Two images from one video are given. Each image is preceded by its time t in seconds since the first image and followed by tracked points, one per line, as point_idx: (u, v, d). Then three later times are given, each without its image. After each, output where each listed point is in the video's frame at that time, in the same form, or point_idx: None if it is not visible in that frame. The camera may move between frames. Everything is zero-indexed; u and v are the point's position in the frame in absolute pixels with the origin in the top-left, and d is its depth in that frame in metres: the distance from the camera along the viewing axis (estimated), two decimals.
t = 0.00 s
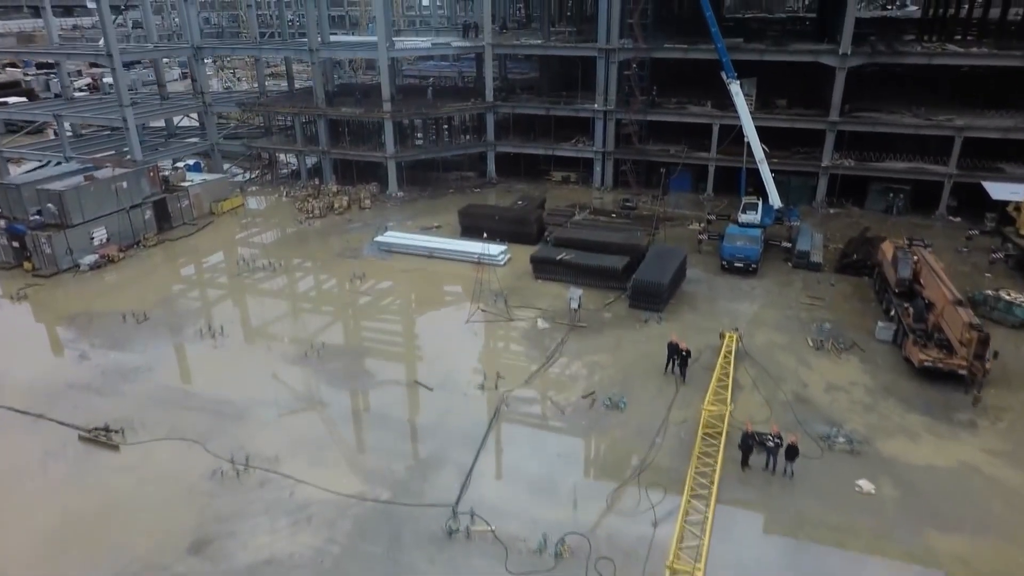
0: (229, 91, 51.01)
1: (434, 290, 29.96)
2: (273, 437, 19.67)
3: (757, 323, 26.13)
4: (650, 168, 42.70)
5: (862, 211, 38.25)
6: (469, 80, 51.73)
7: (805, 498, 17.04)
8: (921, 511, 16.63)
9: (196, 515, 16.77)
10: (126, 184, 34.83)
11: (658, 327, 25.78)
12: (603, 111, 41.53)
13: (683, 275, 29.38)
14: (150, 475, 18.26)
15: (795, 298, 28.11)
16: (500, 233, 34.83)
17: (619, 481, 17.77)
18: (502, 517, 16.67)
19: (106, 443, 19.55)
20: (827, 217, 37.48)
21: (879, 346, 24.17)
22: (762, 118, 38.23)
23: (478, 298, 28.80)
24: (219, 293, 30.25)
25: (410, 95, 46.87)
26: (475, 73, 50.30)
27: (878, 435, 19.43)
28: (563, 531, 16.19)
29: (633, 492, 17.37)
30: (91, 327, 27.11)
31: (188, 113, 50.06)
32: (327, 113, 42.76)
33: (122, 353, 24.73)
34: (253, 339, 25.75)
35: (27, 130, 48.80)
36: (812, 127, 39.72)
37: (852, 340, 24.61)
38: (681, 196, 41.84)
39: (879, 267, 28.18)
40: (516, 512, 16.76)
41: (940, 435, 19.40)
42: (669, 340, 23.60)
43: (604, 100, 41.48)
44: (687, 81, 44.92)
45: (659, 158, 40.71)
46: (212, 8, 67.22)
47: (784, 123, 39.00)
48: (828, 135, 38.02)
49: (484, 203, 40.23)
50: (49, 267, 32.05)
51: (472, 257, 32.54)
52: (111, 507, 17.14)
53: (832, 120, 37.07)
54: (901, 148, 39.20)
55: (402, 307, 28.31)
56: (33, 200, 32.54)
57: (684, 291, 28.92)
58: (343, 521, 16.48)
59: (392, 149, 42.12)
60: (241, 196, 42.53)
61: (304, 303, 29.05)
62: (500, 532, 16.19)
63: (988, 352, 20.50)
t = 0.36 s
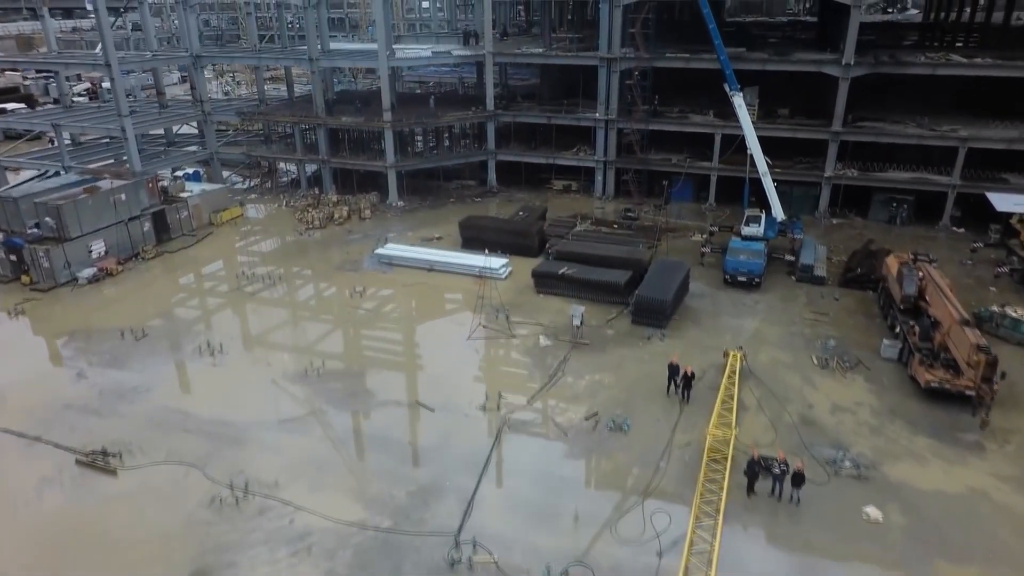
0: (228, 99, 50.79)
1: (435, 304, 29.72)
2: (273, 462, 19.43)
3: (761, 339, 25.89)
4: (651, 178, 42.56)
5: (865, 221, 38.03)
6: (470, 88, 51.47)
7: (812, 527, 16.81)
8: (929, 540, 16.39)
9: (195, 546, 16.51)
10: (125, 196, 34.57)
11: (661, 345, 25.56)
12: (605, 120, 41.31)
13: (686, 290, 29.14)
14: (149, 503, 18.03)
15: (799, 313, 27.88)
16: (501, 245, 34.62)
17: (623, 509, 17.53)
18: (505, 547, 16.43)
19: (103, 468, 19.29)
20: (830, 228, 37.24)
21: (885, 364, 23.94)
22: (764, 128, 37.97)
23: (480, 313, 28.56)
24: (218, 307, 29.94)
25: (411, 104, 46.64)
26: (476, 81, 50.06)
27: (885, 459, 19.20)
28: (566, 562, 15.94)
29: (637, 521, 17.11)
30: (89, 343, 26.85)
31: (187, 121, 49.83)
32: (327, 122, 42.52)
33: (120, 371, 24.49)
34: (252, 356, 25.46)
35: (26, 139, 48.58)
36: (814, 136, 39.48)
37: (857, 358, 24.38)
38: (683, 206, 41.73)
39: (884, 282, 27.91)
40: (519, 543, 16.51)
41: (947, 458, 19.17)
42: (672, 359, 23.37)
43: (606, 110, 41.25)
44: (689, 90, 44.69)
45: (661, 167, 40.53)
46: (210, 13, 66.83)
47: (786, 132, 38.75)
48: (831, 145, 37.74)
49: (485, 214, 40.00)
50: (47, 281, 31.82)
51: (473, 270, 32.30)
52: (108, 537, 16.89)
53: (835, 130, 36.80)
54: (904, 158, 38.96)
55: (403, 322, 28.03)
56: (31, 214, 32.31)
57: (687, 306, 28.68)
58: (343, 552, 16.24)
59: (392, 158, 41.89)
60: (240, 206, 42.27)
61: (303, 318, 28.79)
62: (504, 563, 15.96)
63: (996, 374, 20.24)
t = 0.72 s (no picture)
0: (227, 107, 50.58)
1: (435, 318, 29.50)
2: (272, 486, 19.23)
3: (764, 356, 25.67)
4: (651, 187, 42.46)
5: (867, 231, 37.83)
6: (470, 95, 51.21)
7: (818, 555, 16.62)
8: (936, 569, 16.21)
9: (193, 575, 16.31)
10: (123, 208, 34.32)
11: (663, 361, 25.35)
12: (605, 130, 41.11)
13: (688, 304, 28.92)
14: (146, 529, 17.82)
15: (802, 328, 27.67)
16: (502, 257, 34.41)
17: (626, 535, 17.33)
18: None
19: (100, 492, 19.07)
20: (833, 239, 37.02)
21: (888, 382, 23.74)
22: (765, 138, 37.75)
23: (480, 327, 28.36)
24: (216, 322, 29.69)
25: (410, 112, 46.41)
26: (476, 88, 49.82)
27: (890, 482, 19.03)
28: None
29: (641, 548, 16.92)
30: (86, 359, 26.61)
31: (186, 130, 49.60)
32: (326, 131, 42.29)
33: (117, 390, 24.28)
34: (251, 373, 25.22)
35: (23, 148, 48.36)
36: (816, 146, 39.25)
37: (860, 376, 24.19)
38: (684, 215, 41.64)
39: (888, 296, 27.72)
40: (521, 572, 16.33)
41: (953, 482, 18.98)
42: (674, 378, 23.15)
43: (606, 119, 41.05)
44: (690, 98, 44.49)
45: (662, 177, 40.36)
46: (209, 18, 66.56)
47: (788, 142, 38.53)
48: (833, 155, 37.52)
49: (485, 224, 39.77)
50: (44, 294, 31.59)
51: (473, 283, 32.07)
52: (105, 565, 16.67)
53: (837, 140, 36.58)
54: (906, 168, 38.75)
55: (403, 337, 27.81)
56: (28, 226, 32.08)
57: (689, 320, 28.48)
58: None
59: (391, 168, 41.66)
60: (239, 216, 42.02)
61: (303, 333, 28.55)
62: None
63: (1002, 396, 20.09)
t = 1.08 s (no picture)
0: (225, 115, 50.37)
1: (435, 332, 29.28)
2: (271, 512, 19.01)
3: (765, 373, 25.48)
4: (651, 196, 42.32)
5: (868, 241, 37.66)
6: (469, 103, 50.97)
7: None
8: None
9: None
10: (119, 221, 34.08)
11: (664, 378, 25.15)
12: (605, 139, 40.93)
13: (689, 319, 28.72)
14: (142, 557, 17.60)
15: (804, 343, 27.49)
16: (501, 269, 34.22)
17: (628, 562, 17.14)
18: None
19: (96, 518, 18.84)
20: (834, 249, 36.85)
21: (891, 400, 23.56)
22: (765, 147, 37.57)
23: (480, 343, 28.14)
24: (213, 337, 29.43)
25: (409, 121, 46.19)
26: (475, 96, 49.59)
27: (894, 505, 18.85)
28: None
29: None
30: (82, 377, 26.38)
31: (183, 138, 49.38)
32: (324, 141, 42.06)
33: (114, 409, 24.05)
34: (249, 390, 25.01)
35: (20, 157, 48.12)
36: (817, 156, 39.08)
37: (863, 393, 24.02)
38: (684, 224, 41.52)
39: (890, 310, 27.53)
40: None
41: (958, 506, 18.80)
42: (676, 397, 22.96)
43: (605, 128, 40.88)
44: (690, 107, 44.34)
45: (662, 186, 40.21)
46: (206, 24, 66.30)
47: (788, 152, 38.35)
48: (833, 165, 37.34)
49: (485, 235, 39.55)
50: (40, 308, 31.34)
51: (472, 296, 31.85)
52: None
53: (837, 150, 36.43)
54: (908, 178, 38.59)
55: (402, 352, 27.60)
56: (24, 240, 31.83)
57: (690, 335, 28.28)
58: None
59: (390, 178, 41.42)
60: (236, 226, 41.79)
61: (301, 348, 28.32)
62: None
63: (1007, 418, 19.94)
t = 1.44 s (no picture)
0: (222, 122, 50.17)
1: (434, 346, 29.08)
2: (268, 536, 18.81)
3: (767, 389, 25.30)
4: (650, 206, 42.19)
5: (868, 251, 37.54)
6: (468, 111, 50.75)
7: None
8: None
9: None
10: (116, 233, 33.84)
11: (664, 394, 24.98)
12: (604, 148, 40.78)
13: (689, 332, 28.54)
14: None
15: (805, 358, 27.33)
16: (500, 281, 34.05)
17: None
18: None
19: (91, 543, 18.62)
20: (834, 259, 36.71)
21: (894, 418, 23.41)
22: (765, 157, 37.43)
23: (480, 357, 27.96)
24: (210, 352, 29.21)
25: (408, 129, 45.99)
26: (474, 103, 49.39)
27: (897, 528, 18.70)
28: None
29: None
30: (78, 393, 26.16)
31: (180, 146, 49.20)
32: (323, 150, 41.85)
33: (110, 427, 23.85)
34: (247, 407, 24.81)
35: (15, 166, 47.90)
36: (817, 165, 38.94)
37: (865, 410, 23.87)
38: (684, 233, 41.38)
39: (891, 324, 27.43)
40: None
41: (962, 528, 18.64)
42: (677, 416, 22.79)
43: (604, 137, 40.75)
44: (689, 116, 44.21)
45: (661, 195, 40.06)
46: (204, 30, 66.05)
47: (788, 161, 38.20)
48: (834, 174, 37.19)
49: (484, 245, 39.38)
50: (36, 322, 31.10)
51: (471, 309, 31.65)
52: None
53: (837, 160, 36.28)
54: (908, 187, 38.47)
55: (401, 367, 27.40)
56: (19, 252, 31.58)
57: (691, 349, 28.11)
58: None
59: (388, 187, 41.20)
60: (234, 236, 41.58)
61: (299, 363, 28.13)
62: None
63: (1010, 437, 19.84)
